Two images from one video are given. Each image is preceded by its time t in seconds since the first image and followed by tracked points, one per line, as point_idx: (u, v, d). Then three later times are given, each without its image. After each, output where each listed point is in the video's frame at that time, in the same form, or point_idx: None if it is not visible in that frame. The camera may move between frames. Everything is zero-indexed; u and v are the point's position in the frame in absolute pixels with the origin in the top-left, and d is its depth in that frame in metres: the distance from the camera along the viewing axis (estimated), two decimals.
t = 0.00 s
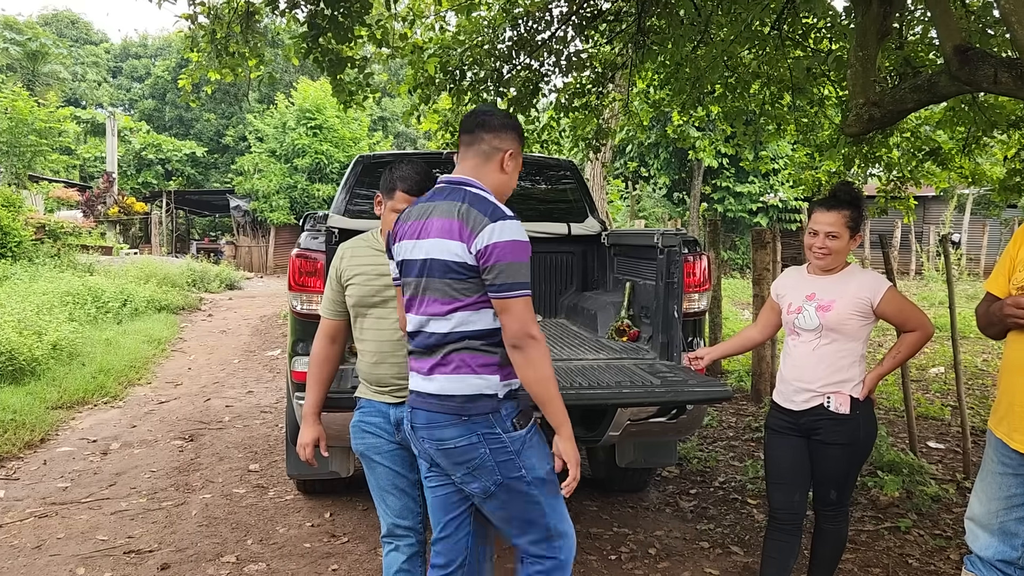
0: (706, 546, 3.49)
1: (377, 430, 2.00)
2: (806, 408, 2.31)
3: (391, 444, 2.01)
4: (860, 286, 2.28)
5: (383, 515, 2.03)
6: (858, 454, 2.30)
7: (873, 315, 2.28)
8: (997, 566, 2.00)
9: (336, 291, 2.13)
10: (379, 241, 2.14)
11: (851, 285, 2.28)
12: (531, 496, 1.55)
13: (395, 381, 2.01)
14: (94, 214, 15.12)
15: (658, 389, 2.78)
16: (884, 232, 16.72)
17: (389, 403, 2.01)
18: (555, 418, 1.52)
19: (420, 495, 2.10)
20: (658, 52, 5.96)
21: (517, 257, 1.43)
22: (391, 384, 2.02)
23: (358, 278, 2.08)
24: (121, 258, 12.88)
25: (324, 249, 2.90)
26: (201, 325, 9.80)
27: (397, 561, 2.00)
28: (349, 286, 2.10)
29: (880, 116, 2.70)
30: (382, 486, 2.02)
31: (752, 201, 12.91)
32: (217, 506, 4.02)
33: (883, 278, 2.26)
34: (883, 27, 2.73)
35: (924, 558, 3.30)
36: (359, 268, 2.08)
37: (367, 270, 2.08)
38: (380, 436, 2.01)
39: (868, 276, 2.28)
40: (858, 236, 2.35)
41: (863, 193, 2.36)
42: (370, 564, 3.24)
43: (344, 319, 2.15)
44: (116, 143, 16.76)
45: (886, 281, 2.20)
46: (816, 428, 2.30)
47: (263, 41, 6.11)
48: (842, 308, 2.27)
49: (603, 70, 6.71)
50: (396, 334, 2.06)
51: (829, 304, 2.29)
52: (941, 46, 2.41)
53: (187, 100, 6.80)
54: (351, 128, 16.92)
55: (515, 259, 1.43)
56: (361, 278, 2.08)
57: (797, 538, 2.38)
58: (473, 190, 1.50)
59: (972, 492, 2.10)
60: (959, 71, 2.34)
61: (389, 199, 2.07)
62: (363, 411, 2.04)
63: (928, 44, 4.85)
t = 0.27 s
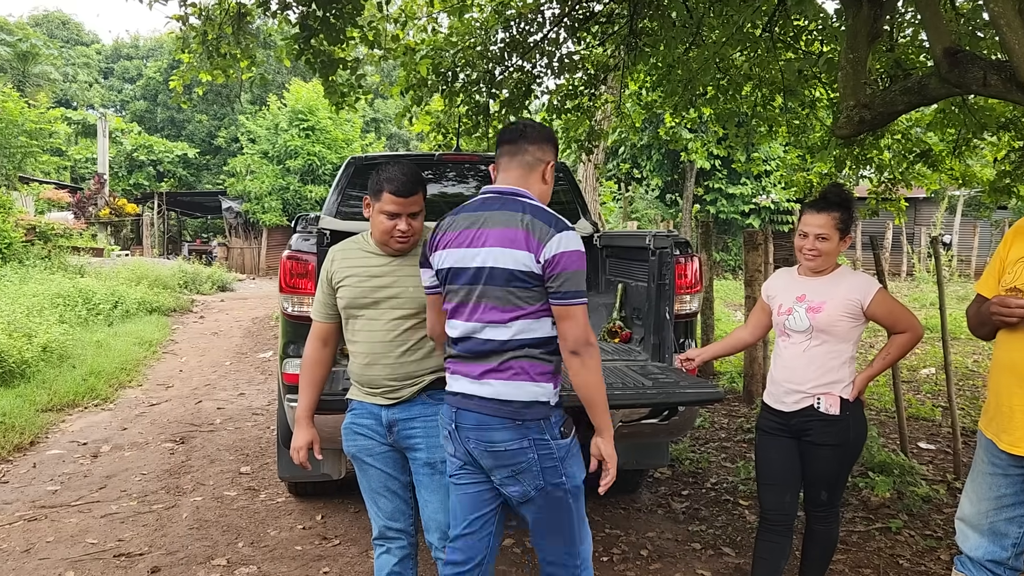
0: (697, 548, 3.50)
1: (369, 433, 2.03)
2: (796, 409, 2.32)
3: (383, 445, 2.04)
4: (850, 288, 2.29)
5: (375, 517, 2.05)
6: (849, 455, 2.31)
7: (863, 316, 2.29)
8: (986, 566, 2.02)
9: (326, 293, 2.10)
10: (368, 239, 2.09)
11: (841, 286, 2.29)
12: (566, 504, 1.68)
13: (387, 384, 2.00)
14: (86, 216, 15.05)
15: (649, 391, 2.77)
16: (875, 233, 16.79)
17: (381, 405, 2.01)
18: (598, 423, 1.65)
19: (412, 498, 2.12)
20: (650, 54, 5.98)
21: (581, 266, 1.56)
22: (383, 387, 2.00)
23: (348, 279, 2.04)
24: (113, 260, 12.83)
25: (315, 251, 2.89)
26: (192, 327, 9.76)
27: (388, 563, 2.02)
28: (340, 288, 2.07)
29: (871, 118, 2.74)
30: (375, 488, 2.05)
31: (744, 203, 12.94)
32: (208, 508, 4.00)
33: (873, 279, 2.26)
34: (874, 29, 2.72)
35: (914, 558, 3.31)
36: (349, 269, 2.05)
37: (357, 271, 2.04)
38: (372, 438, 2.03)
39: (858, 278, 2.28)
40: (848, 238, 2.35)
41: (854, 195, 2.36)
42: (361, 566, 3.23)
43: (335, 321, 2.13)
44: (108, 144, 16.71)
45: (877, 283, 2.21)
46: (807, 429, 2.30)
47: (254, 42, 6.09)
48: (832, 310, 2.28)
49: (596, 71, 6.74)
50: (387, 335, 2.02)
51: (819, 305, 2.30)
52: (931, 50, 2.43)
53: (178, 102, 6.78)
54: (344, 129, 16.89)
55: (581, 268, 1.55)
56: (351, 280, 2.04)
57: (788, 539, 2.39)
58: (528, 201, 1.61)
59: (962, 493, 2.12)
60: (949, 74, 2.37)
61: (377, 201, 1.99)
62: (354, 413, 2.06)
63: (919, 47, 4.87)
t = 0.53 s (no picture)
0: (688, 549, 3.49)
1: (359, 435, 2.02)
2: (786, 410, 2.33)
3: (373, 447, 2.03)
4: (839, 289, 2.29)
5: (365, 519, 2.04)
6: (837, 456, 2.31)
7: (852, 317, 2.29)
8: (975, 566, 2.03)
9: (317, 294, 2.11)
10: (359, 239, 2.09)
11: (830, 287, 2.29)
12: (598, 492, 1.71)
13: (377, 386, 2.00)
14: (76, 218, 14.99)
15: (640, 392, 2.76)
16: (865, 235, 16.87)
17: (371, 406, 2.01)
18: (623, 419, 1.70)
19: (403, 500, 2.11)
20: (640, 56, 5.99)
21: (602, 268, 1.61)
22: (373, 389, 2.01)
23: (339, 281, 2.04)
24: (103, 262, 12.79)
25: (305, 252, 2.88)
26: (183, 329, 9.73)
27: (378, 565, 2.00)
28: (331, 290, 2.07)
29: (861, 120, 2.76)
30: (365, 490, 2.04)
31: (736, 204, 12.99)
32: (197, 511, 3.98)
33: (862, 280, 2.26)
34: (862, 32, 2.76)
35: (904, 558, 3.32)
36: (339, 270, 2.05)
37: (348, 272, 2.04)
38: (362, 440, 2.02)
39: (847, 279, 2.29)
40: (836, 238, 2.35)
41: (843, 196, 2.37)
42: (352, 569, 3.22)
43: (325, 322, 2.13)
44: (99, 146, 16.65)
45: (865, 284, 2.21)
46: (796, 430, 2.32)
47: (244, 43, 6.08)
48: (821, 311, 2.28)
49: (587, 73, 6.75)
50: (378, 336, 2.02)
51: (808, 306, 2.31)
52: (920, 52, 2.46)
53: (169, 103, 6.75)
54: (336, 131, 16.89)
55: (602, 270, 1.60)
56: (341, 281, 2.04)
57: (777, 539, 2.39)
58: (558, 204, 1.67)
59: (951, 493, 2.14)
60: (938, 76, 2.41)
61: (366, 202, 1.97)
62: (345, 415, 2.06)
63: (908, 50, 4.89)
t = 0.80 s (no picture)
0: (679, 550, 3.49)
1: (350, 436, 2.02)
2: (776, 410, 2.34)
3: (363, 448, 2.02)
4: (828, 289, 2.31)
5: (355, 521, 2.03)
6: (827, 457, 2.32)
7: (840, 317, 2.31)
8: (963, 566, 2.05)
9: (306, 297, 2.10)
10: (349, 242, 2.09)
11: (818, 288, 2.31)
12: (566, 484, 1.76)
13: (369, 387, 1.99)
14: (65, 219, 14.92)
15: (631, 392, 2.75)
16: (855, 237, 16.94)
17: (362, 408, 2.01)
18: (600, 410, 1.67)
19: (392, 502, 2.10)
20: (631, 57, 6.00)
21: (579, 259, 1.64)
22: (365, 391, 2.00)
23: (329, 282, 2.04)
24: (92, 264, 12.73)
25: (295, 253, 2.87)
26: (172, 332, 9.68)
27: (367, 567, 1.99)
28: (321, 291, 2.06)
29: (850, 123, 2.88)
30: (355, 491, 2.03)
31: (727, 206, 13.02)
32: (186, 514, 3.96)
33: (850, 280, 2.29)
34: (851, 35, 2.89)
35: (894, 559, 3.32)
36: (329, 272, 2.04)
37: (338, 273, 2.04)
38: (352, 441, 2.02)
39: (834, 280, 2.31)
40: (823, 239, 2.37)
41: (830, 199, 2.40)
42: (341, 572, 3.20)
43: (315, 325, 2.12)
44: (89, 148, 16.58)
45: (853, 284, 2.24)
46: (786, 430, 2.33)
47: (234, 44, 6.06)
48: (809, 311, 2.30)
49: (578, 75, 6.74)
50: (369, 337, 2.01)
51: (797, 307, 2.32)
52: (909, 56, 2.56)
53: (158, 104, 6.73)
54: (328, 133, 16.86)
55: (575, 260, 1.64)
56: (331, 282, 2.04)
57: (767, 541, 2.39)
58: (566, 203, 1.75)
59: (939, 493, 2.15)
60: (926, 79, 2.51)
61: (355, 203, 1.97)
62: (335, 416, 2.05)
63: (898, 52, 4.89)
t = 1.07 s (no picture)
0: (670, 552, 3.49)
1: (341, 438, 2.00)
2: (767, 412, 2.34)
3: (354, 450, 2.01)
4: (818, 291, 2.33)
5: (345, 524, 2.01)
6: (818, 457, 2.34)
7: (831, 319, 2.33)
8: (953, 566, 2.06)
9: (297, 300, 2.08)
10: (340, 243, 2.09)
11: (809, 289, 2.33)
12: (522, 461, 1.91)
13: (361, 388, 1.99)
14: (54, 220, 14.84)
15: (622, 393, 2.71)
16: (845, 239, 17.01)
17: (353, 410, 2.00)
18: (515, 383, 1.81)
19: (383, 504, 2.09)
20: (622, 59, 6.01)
21: (538, 243, 1.81)
22: (357, 392, 1.99)
23: (320, 284, 2.03)
24: (82, 265, 12.67)
25: (285, 255, 2.85)
26: (162, 333, 9.64)
27: (359, 570, 1.98)
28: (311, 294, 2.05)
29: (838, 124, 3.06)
30: (346, 494, 2.02)
31: (717, 208, 13.07)
32: (176, 517, 3.94)
33: (840, 282, 2.31)
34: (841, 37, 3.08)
35: (884, 560, 3.33)
36: (321, 274, 2.03)
37: (330, 275, 2.03)
38: (343, 443, 2.00)
39: (825, 282, 2.32)
40: (814, 241, 2.39)
41: (821, 201, 2.42)
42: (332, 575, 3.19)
43: (305, 328, 2.10)
44: (78, 149, 16.50)
45: (844, 285, 2.26)
46: (777, 432, 2.33)
47: (224, 45, 6.04)
48: (800, 313, 2.32)
49: (569, 77, 6.73)
50: (362, 339, 2.01)
51: (788, 308, 2.34)
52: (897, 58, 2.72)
53: (148, 105, 6.70)
54: (319, 134, 16.81)
55: (531, 244, 1.82)
56: (322, 284, 2.03)
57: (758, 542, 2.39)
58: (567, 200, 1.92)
59: (929, 493, 2.16)
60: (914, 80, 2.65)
61: (347, 207, 1.95)
62: (326, 419, 2.03)
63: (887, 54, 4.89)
